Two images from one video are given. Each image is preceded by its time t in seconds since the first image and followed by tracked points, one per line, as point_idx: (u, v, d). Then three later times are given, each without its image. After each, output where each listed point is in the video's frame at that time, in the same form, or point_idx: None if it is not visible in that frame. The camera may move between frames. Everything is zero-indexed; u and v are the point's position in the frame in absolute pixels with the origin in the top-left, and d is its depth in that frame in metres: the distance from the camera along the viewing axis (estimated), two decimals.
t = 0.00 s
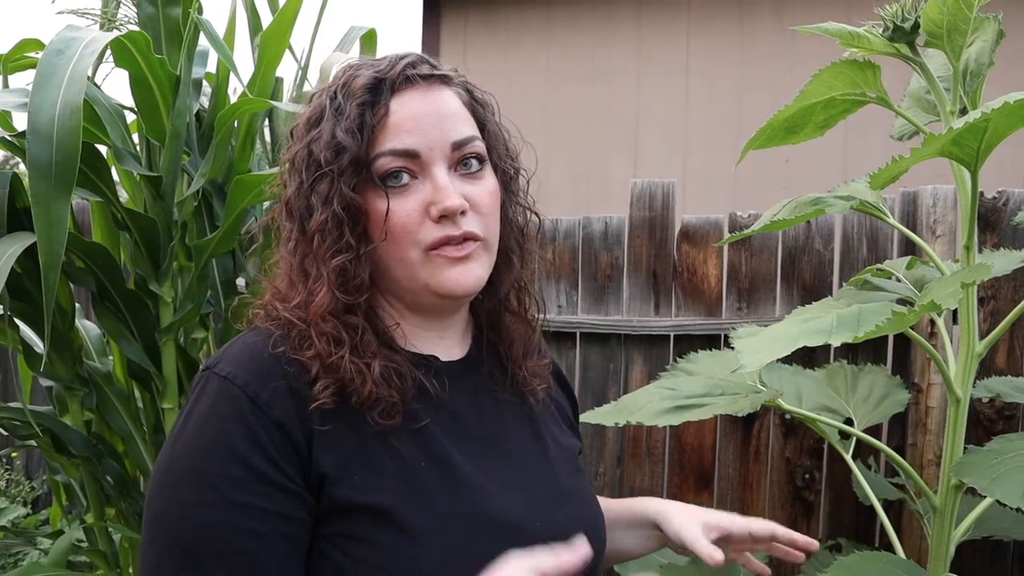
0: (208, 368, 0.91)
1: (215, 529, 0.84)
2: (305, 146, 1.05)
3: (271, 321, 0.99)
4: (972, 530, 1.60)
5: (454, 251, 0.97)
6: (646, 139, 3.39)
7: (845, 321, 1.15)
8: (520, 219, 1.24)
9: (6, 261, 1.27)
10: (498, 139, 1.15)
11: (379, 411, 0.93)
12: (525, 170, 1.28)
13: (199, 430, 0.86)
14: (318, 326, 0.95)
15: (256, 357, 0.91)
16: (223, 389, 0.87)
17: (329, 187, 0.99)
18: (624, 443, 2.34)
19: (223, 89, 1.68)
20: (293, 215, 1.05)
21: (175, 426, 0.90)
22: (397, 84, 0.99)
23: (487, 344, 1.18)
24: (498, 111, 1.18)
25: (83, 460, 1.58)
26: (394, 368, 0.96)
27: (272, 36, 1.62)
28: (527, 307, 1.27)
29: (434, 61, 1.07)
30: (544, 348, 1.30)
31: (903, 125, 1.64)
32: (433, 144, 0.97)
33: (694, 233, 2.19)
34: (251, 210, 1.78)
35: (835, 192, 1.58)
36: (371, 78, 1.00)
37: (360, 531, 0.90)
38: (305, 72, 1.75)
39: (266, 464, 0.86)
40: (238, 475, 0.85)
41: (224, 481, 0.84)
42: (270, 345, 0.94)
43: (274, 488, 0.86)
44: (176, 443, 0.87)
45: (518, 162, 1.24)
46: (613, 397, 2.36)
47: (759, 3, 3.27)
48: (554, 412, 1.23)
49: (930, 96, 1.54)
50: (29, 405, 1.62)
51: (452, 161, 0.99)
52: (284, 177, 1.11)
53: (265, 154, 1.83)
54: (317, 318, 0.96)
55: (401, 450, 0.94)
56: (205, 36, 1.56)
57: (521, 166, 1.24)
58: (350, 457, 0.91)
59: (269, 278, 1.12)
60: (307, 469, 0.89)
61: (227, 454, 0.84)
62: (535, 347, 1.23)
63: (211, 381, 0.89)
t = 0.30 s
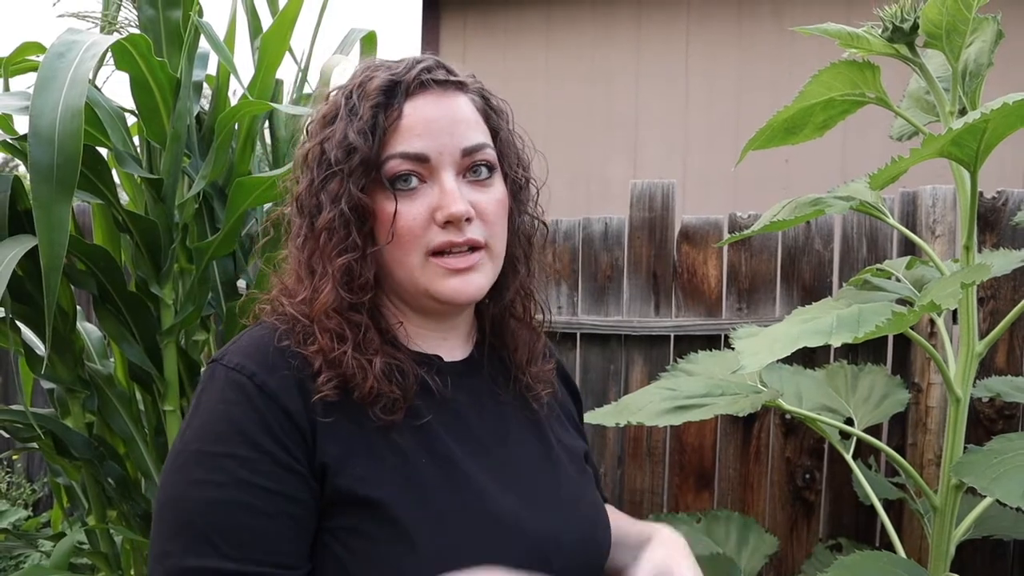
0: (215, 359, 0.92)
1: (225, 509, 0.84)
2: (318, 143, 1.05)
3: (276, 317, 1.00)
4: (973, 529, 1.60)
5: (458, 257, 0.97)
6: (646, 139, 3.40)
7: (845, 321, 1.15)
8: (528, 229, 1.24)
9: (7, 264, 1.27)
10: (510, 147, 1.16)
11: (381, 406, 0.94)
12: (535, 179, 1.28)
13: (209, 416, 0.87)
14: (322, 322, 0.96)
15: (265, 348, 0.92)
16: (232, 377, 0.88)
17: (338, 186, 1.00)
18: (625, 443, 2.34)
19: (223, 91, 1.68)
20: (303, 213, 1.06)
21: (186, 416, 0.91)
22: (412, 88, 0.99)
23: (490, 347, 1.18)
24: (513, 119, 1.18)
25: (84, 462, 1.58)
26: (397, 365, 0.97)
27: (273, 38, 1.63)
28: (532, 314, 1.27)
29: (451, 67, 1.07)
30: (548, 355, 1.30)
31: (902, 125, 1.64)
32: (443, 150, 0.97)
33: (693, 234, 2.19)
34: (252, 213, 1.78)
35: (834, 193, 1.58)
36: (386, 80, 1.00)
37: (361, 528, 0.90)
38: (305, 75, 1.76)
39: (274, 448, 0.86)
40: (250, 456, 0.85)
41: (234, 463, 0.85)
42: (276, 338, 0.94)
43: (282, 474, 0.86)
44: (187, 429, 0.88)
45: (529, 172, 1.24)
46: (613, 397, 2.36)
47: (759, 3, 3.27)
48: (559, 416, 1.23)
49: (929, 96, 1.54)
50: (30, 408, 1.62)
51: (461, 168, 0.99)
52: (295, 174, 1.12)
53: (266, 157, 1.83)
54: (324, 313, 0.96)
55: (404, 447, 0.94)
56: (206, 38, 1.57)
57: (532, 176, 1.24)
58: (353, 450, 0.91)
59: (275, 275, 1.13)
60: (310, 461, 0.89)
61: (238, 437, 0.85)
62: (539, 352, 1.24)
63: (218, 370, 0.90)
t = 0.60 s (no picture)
0: (211, 361, 0.93)
1: (193, 518, 0.86)
2: (331, 139, 1.05)
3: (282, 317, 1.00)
4: (967, 524, 1.61)
5: (471, 257, 0.97)
6: (640, 137, 3.40)
7: (839, 317, 1.15)
8: (535, 228, 1.24)
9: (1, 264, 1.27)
10: (520, 148, 1.16)
11: (376, 412, 0.94)
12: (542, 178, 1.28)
13: (192, 422, 0.88)
14: (327, 324, 0.96)
15: (255, 353, 0.92)
16: (219, 383, 0.89)
17: (355, 183, 0.99)
18: (620, 440, 2.34)
19: (216, 89, 1.68)
20: (313, 210, 1.05)
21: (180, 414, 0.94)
22: (431, 86, 0.99)
23: (495, 346, 1.17)
24: (523, 119, 1.18)
25: (79, 462, 1.58)
26: (396, 369, 0.97)
27: (266, 35, 1.62)
28: (537, 313, 1.26)
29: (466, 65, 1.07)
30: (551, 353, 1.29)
31: (895, 122, 1.65)
32: (461, 149, 0.97)
33: (688, 231, 2.20)
34: (247, 211, 1.78)
35: (829, 190, 1.59)
36: (404, 78, 1.00)
37: (354, 528, 0.90)
38: (298, 73, 1.75)
39: (251, 457, 0.87)
40: (218, 467, 0.86)
41: (204, 472, 0.86)
42: (271, 342, 0.95)
43: (259, 481, 0.87)
44: (173, 432, 0.90)
45: (537, 172, 1.24)
46: (608, 395, 2.36)
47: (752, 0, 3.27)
48: (562, 416, 1.22)
49: (922, 92, 1.54)
50: (24, 408, 1.62)
51: (478, 169, 0.99)
52: (304, 171, 1.11)
53: (260, 155, 1.82)
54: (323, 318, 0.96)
55: (398, 449, 0.94)
56: (199, 37, 1.56)
57: (540, 175, 1.24)
58: (345, 454, 0.91)
59: (282, 272, 1.12)
60: (301, 468, 0.90)
61: (211, 447, 0.86)
62: (543, 350, 1.22)
63: (211, 374, 0.91)
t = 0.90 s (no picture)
0: (199, 360, 0.94)
1: (176, 517, 0.87)
2: (334, 131, 1.04)
3: (277, 314, 1.00)
4: (959, 522, 1.61)
5: (471, 256, 0.97)
6: (634, 136, 3.40)
7: (830, 316, 1.15)
8: (533, 231, 1.24)
9: None
10: (523, 150, 1.16)
11: (363, 412, 0.94)
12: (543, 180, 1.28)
13: (178, 421, 0.89)
14: (321, 319, 0.96)
15: (241, 352, 0.93)
16: (205, 382, 0.90)
17: (358, 176, 0.99)
18: (614, 439, 2.35)
19: (209, 89, 1.67)
20: (312, 204, 1.05)
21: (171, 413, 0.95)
22: (439, 82, 0.99)
23: (491, 348, 1.17)
24: (526, 121, 1.18)
25: (71, 463, 1.58)
26: (386, 370, 0.97)
27: (258, 35, 1.62)
28: (533, 316, 1.26)
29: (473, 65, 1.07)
30: (546, 354, 1.28)
31: (887, 121, 1.65)
32: (466, 147, 0.97)
33: (681, 230, 2.20)
34: (240, 211, 1.77)
35: (821, 189, 1.59)
36: (411, 74, 1.00)
37: (341, 529, 0.90)
38: (291, 72, 1.75)
39: (233, 457, 0.87)
40: (199, 467, 0.87)
41: (186, 472, 0.87)
42: (260, 340, 0.96)
43: (242, 482, 0.88)
44: (161, 430, 0.91)
45: (538, 174, 1.24)
46: (602, 394, 2.37)
47: None
48: (557, 414, 1.21)
49: (914, 92, 1.55)
50: (16, 409, 1.61)
51: (481, 168, 0.99)
52: (303, 163, 1.11)
53: (253, 155, 1.82)
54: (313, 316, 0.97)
55: (385, 451, 0.94)
56: (191, 36, 1.55)
57: (541, 178, 1.24)
58: (331, 456, 0.91)
59: (277, 266, 1.12)
60: (287, 469, 0.90)
61: (193, 446, 0.87)
62: (538, 351, 1.22)
63: (199, 372, 0.92)
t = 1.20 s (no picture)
0: (192, 352, 0.94)
1: (173, 508, 0.85)
2: (330, 126, 1.04)
3: (272, 309, 1.00)
4: (954, 518, 1.61)
5: (469, 256, 0.96)
6: (630, 134, 3.40)
7: (825, 313, 1.15)
8: (529, 231, 1.24)
9: None
10: (520, 149, 1.15)
11: (358, 406, 0.93)
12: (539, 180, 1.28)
13: (173, 411, 0.88)
14: (318, 317, 0.96)
15: (236, 344, 0.93)
16: (202, 372, 0.90)
17: (355, 172, 0.98)
18: (610, 437, 2.34)
19: (203, 87, 1.67)
20: (309, 199, 1.04)
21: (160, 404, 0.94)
22: (439, 78, 0.99)
23: (487, 348, 1.17)
24: (523, 120, 1.18)
25: (66, 462, 1.57)
26: (385, 365, 0.97)
27: (253, 33, 1.62)
28: (528, 317, 1.26)
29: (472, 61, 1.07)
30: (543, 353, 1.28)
31: (882, 118, 1.65)
32: (464, 144, 0.97)
33: (677, 228, 2.20)
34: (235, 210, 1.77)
35: (817, 186, 1.59)
36: (410, 69, 0.99)
37: (336, 527, 0.90)
38: (286, 70, 1.74)
39: (232, 446, 0.87)
40: (198, 456, 0.86)
41: (182, 462, 0.86)
42: (255, 333, 0.95)
43: (240, 472, 0.87)
44: (153, 421, 0.90)
45: (535, 174, 1.24)
46: (599, 391, 2.37)
47: None
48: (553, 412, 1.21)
49: (909, 89, 1.55)
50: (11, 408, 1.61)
51: (478, 166, 0.99)
52: (298, 158, 1.10)
53: (248, 153, 1.81)
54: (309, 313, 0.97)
55: (381, 447, 0.94)
56: (185, 34, 1.55)
57: (537, 178, 1.23)
58: (326, 452, 0.91)
59: (271, 262, 1.11)
60: (282, 465, 0.89)
61: (189, 436, 0.86)
62: (534, 348, 1.22)
63: (193, 364, 0.92)
